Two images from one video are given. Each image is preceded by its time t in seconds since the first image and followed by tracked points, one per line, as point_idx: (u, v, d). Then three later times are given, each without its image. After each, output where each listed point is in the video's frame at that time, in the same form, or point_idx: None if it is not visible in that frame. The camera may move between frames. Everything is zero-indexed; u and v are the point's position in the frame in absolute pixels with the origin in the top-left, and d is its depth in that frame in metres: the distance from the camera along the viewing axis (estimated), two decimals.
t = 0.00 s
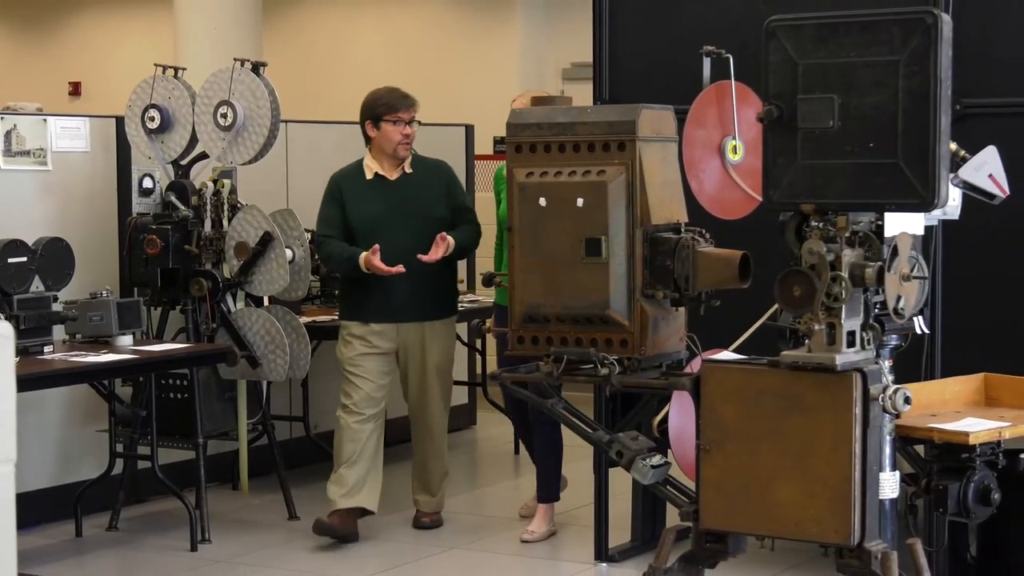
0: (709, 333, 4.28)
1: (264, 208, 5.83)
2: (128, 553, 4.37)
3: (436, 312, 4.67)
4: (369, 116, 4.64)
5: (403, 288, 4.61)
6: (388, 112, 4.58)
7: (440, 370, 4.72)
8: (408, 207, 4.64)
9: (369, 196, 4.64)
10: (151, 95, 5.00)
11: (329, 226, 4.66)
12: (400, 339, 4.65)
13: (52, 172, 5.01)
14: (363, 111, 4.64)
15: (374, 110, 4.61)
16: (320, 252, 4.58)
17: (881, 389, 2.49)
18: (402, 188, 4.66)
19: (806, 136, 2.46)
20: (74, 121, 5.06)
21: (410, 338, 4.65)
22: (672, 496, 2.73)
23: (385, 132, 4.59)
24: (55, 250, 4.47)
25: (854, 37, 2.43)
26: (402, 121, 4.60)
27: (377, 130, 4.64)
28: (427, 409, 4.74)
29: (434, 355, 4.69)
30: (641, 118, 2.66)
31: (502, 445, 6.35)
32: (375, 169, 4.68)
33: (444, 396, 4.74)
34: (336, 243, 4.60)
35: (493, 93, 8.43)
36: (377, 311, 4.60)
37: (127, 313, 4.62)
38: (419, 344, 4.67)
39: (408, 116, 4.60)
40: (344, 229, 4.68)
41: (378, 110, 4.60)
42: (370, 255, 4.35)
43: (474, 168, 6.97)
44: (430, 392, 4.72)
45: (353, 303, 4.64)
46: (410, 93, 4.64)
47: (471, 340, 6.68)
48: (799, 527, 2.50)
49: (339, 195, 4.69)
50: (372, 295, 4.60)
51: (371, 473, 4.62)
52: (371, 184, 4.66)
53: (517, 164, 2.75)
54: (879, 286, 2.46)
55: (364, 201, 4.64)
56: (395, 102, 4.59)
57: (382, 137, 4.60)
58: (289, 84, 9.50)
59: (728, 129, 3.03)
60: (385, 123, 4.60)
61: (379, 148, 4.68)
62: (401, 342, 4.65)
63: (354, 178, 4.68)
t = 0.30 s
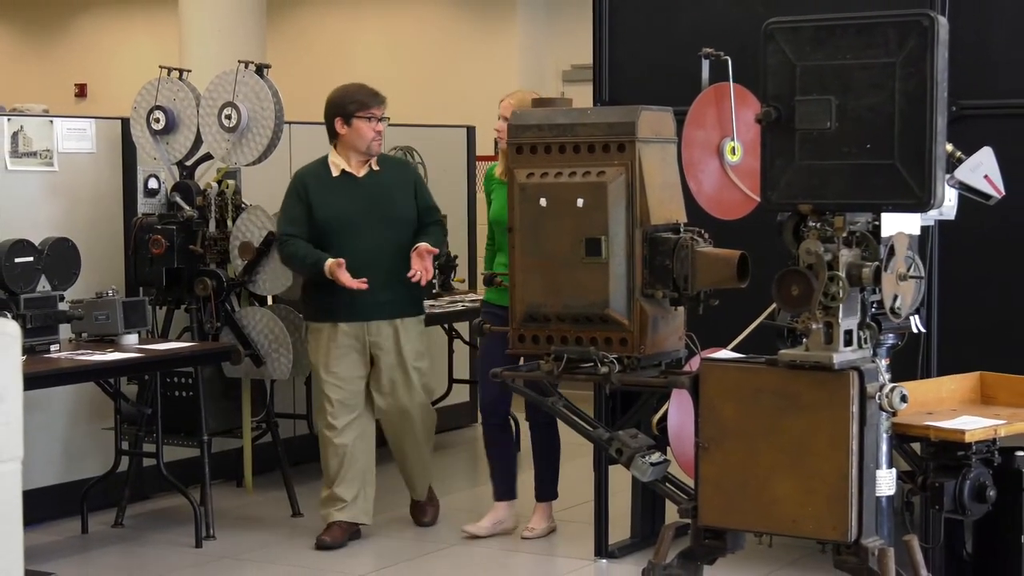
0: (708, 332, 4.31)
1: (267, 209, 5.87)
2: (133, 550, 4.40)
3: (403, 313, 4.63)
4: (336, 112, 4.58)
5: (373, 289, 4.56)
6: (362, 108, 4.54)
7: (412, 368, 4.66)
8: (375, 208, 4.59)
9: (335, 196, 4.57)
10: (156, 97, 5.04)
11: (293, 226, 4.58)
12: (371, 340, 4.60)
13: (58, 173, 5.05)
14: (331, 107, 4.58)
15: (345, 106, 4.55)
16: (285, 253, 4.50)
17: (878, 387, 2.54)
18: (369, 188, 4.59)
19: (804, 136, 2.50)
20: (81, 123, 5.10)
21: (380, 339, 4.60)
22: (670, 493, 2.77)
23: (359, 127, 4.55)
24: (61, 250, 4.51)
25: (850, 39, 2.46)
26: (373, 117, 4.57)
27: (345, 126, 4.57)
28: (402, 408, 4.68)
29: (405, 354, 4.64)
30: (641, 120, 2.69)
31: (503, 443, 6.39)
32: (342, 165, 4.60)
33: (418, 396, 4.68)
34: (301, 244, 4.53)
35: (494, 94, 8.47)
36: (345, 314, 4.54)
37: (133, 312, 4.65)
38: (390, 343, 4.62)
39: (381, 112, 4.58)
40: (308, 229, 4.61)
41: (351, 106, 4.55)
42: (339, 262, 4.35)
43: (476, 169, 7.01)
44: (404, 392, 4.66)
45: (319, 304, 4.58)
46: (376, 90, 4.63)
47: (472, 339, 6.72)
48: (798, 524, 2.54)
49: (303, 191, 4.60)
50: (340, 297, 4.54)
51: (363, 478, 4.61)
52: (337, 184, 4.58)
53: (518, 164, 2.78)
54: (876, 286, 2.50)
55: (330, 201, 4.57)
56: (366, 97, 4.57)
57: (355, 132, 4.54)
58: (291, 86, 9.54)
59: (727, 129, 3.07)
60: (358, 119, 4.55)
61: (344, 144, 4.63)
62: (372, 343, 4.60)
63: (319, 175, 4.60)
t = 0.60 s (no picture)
0: (705, 331, 4.37)
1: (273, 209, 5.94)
2: (142, 544, 4.47)
3: (385, 318, 4.50)
4: (316, 114, 4.47)
5: (351, 295, 4.44)
6: (343, 109, 4.43)
7: (381, 370, 4.47)
8: (355, 212, 4.47)
9: (315, 200, 4.45)
10: (164, 101, 5.13)
11: (270, 231, 4.48)
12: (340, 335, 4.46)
13: (68, 175, 5.11)
14: (311, 108, 4.47)
15: (326, 107, 4.44)
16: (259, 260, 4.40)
17: (870, 384, 2.60)
18: (349, 192, 4.48)
19: (798, 140, 2.51)
20: (89, 126, 5.17)
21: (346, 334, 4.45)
22: (666, 488, 2.84)
23: (341, 128, 4.43)
24: (71, 250, 4.58)
25: (843, 43, 2.48)
26: (354, 118, 4.47)
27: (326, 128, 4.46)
28: (363, 406, 4.42)
29: (373, 352, 4.46)
30: (638, 123, 2.73)
31: (505, 439, 6.46)
32: (321, 168, 4.48)
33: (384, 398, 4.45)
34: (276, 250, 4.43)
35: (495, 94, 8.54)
36: (320, 321, 4.43)
37: (140, 311, 4.71)
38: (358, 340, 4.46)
39: (362, 114, 4.48)
40: (286, 233, 4.51)
41: (331, 108, 4.44)
42: (305, 279, 4.26)
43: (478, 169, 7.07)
44: (370, 390, 4.43)
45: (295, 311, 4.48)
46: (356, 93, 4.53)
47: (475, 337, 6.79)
48: (791, 519, 2.61)
49: (281, 196, 4.50)
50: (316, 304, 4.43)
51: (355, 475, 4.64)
52: (316, 188, 4.47)
53: (518, 167, 2.85)
54: (868, 285, 2.57)
55: (308, 205, 4.45)
56: (347, 98, 4.46)
57: (335, 134, 4.43)
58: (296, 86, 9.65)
59: (723, 133, 3.13)
60: (339, 120, 4.44)
61: (323, 148, 4.52)
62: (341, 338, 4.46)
63: (296, 178, 4.49)
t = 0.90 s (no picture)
0: (701, 327, 4.47)
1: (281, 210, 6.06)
2: (154, 535, 4.58)
3: (374, 324, 4.47)
4: (308, 122, 4.46)
5: (341, 302, 4.41)
6: (336, 116, 4.42)
7: (359, 382, 4.45)
8: (345, 220, 4.45)
9: (304, 207, 4.43)
10: (175, 106, 5.28)
11: (259, 239, 4.46)
12: (319, 342, 4.43)
13: (83, 178, 5.20)
14: (304, 116, 4.45)
15: (319, 114, 4.43)
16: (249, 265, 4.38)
17: (860, 381, 2.69)
18: (340, 199, 4.46)
19: (789, 143, 2.55)
20: (103, 130, 5.27)
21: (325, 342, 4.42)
22: (662, 481, 2.95)
23: (332, 135, 4.42)
24: (86, 250, 4.67)
25: (834, 48, 2.52)
26: (347, 126, 4.45)
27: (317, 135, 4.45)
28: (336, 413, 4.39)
29: (352, 362, 4.43)
30: (635, 127, 2.83)
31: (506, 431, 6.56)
32: (312, 176, 4.46)
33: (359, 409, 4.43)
34: (265, 256, 4.39)
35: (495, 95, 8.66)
36: (309, 327, 4.40)
37: (153, 310, 4.81)
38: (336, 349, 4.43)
39: (354, 122, 4.47)
40: (277, 241, 4.49)
41: (324, 114, 4.42)
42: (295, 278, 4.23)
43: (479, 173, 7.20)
44: (345, 399, 4.40)
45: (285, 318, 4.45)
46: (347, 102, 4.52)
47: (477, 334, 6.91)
48: (783, 511, 2.68)
49: (270, 203, 4.47)
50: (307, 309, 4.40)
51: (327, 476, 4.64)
52: (305, 196, 4.45)
53: (519, 170, 2.95)
54: (857, 285, 2.64)
55: (298, 212, 4.43)
56: (339, 105, 4.45)
57: (328, 140, 4.41)
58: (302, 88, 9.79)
59: (716, 136, 3.26)
60: (330, 127, 4.43)
61: (315, 156, 4.50)
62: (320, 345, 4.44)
63: (285, 185, 4.47)
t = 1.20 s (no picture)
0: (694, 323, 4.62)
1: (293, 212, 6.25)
2: (173, 523, 4.73)
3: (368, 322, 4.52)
4: (310, 121, 4.49)
5: (337, 296, 4.46)
6: (338, 116, 4.46)
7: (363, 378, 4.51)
8: (342, 217, 4.49)
9: (302, 204, 4.48)
10: (193, 114, 5.44)
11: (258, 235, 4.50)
12: (325, 343, 4.47)
13: (105, 182, 5.34)
14: (305, 115, 4.49)
15: (320, 114, 4.47)
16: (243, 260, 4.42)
17: (845, 375, 2.81)
18: (337, 197, 4.50)
19: (779, 149, 2.67)
20: (124, 136, 5.42)
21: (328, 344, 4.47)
22: (657, 471, 3.11)
23: (333, 136, 4.46)
24: (108, 252, 4.81)
25: (820, 58, 2.63)
26: (348, 127, 4.50)
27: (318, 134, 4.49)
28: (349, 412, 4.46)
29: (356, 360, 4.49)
30: (631, 134, 3.00)
31: (509, 423, 6.71)
32: (311, 175, 4.51)
33: (369, 405, 4.50)
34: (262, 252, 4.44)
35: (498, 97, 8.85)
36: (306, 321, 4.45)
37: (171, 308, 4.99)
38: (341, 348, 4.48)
39: (356, 124, 4.51)
40: (275, 238, 4.53)
41: (326, 115, 4.47)
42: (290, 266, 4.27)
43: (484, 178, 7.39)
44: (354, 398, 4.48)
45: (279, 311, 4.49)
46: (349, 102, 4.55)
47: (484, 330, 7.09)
48: (773, 499, 2.80)
49: (268, 200, 4.52)
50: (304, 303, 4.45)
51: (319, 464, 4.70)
52: (304, 194, 4.50)
53: (520, 175, 3.12)
54: (843, 283, 2.78)
55: (296, 209, 4.48)
56: (341, 107, 4.49)
57: (330, 141, 4.45)
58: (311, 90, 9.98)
59: (708, 143, 3.43)
60: (332, 128, 4.47)
61: (315, 156, 4.54)
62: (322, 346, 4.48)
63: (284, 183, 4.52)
